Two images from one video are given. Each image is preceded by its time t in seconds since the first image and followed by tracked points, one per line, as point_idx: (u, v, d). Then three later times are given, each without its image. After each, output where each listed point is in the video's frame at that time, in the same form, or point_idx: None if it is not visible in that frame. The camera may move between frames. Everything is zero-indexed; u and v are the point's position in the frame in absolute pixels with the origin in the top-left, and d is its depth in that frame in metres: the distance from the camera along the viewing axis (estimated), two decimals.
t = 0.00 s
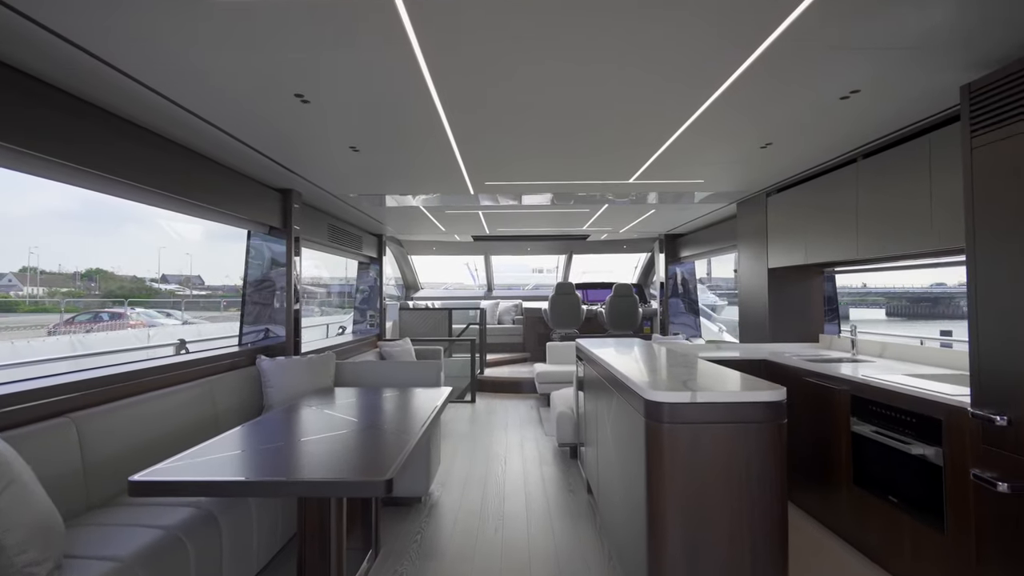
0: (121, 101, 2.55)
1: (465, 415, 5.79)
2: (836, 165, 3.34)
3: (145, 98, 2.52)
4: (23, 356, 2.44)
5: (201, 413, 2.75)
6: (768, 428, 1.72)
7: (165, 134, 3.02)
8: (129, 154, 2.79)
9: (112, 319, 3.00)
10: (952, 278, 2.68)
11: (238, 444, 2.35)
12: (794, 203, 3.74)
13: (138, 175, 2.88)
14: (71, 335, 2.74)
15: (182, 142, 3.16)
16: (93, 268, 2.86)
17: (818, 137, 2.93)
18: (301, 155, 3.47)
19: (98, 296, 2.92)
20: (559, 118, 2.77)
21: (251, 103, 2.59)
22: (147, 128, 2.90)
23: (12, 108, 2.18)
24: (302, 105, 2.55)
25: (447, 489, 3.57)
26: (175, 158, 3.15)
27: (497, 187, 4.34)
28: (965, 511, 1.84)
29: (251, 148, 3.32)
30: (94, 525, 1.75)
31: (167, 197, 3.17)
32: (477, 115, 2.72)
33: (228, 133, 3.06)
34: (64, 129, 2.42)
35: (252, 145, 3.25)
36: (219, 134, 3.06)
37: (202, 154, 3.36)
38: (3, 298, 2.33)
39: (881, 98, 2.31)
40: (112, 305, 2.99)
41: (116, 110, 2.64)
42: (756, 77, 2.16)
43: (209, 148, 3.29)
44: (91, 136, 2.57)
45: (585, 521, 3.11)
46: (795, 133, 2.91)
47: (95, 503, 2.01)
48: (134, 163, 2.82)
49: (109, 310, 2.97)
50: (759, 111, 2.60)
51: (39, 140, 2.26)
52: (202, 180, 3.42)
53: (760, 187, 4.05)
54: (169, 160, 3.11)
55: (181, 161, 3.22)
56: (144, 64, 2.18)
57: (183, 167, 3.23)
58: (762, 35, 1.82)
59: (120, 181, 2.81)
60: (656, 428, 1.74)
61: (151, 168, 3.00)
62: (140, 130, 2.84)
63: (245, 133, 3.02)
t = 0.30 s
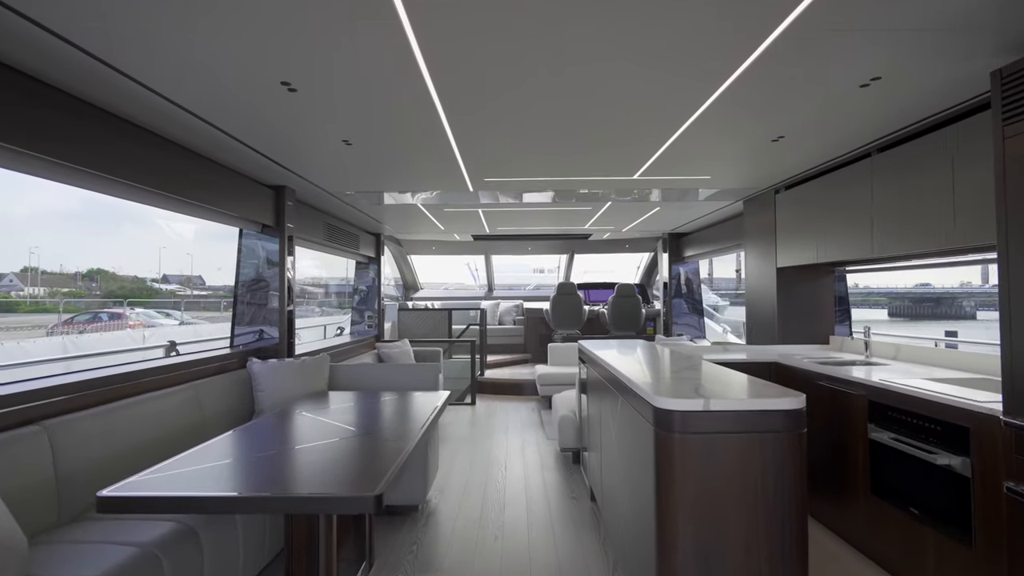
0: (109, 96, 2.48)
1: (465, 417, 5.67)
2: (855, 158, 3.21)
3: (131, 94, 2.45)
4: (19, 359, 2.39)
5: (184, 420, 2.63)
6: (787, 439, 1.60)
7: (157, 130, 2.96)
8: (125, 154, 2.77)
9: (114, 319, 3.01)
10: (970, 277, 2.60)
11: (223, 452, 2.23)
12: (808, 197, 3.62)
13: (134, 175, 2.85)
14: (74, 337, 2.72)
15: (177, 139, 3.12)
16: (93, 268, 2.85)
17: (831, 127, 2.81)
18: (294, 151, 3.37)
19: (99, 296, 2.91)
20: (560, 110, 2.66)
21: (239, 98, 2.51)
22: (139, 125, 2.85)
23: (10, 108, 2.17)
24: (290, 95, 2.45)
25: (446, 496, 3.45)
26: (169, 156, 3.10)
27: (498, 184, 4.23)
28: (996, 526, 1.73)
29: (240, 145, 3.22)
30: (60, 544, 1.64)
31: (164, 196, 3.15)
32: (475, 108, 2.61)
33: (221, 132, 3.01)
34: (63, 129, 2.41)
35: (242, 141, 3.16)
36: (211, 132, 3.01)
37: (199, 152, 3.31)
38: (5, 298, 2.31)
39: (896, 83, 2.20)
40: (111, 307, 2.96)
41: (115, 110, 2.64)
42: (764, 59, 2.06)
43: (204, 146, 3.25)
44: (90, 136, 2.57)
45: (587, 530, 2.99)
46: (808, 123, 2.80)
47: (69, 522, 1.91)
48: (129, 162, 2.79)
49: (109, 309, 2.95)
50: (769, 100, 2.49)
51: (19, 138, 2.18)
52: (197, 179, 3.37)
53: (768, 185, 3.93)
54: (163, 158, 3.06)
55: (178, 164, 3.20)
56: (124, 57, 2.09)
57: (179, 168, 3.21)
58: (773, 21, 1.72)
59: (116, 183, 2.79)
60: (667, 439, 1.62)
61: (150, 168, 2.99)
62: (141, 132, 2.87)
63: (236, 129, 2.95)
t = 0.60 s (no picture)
0: (88, 86, 2.42)
1: (465, 421, 5.57)
2: (875, 150, 3.10)
3: (111, 83, 2.39)
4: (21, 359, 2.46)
5: (165, 427, 2.53)
6: (812, 454, 1.47)
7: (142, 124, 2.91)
8: (110, 149, 2.73)
9: (111, 319, 3.04)
10: (970, 278, 2.66)
11: (206, 463, 2.11)
12: (821, 189, 3.50)
13: (119, 171, 2.80)
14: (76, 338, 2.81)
15: (164, 134, 3.07)
16: (95, 267, 2.91)
17: (841, 109, 2.70)
18: (283, 140, 3.27)
19: (98, 296, 2.97)
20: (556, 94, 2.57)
21: (219, 83, 2.44)
22: (121, 119, 2.80)
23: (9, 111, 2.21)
24: (273, 78, 2.38)
25: (444, 505, 3.33)
26: (166, 156, 3.14)
27: (499, 181, 4.11)
28: None
29: (225, 134, 3.14)
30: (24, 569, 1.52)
31: (150, 193, 3.09)
32: (468, 87, 2.51)
33: (205, 123, 2.95)
34: (58, 129, 2.44)
35: (228, 132, 3.10)
36: (197, 124, 2.96)
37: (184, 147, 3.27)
38: (6, 299, 2.36)
39: (904, 51, 2.10)
40: (109, 306, 3.00)
41: (116, 113, 2.72)
42: (763, 27, 1.98)
43: (190, 141, 3.21)
44: (87, 136, 2.61)
45: (592, 543, 2.85)
46: (815, 107, 2.70)
47: (38, 537, 1.82)
48: (113, 156, 2.74)
49: (109, 310, 3.01)
50: (774, 78, 2.39)
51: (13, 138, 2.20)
52: (183, 174, 3.32)
53: (778, 181, 3.81)
54: (150, 153, 3.02)
55: (166, 162, 3.17)
56: (101, 40, 2.03)
57: (167, 164, 3.17)
58: None
59: (102, 180, 2.75)
60: (680, 453, 1.50)
61: (150, 169, 3.04)
62: (142, 132, 2.93)
63: (220, 118, 2.88)
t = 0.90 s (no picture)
0: (62, 74, 2.31)
1: (465, 424, 5.44)
2: (894, 143, 2.97)
3: (85, 70, 2.27)
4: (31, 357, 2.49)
5: (145, 437, 2.41)
6: (841, 470, 1.34)
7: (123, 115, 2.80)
8: (86, 141, 2.62)
9: (111, 318, 3.03)
10: (973, 278, 2.67)
11: (187, 475, 1.99)
12: (836, 185, 3.36)
13: (98, 165, 2.69)
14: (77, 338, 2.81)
15: (147, 127, 2.96)
16: (95, 268, 2.92)
17: (858, 101, 2.57)
18: (273, 134, 3.15)
19: (99, 296, 2.97)
20: (556, 83, 2.44)
21: (199, 72, 2.32)
22: (99, 110, 2.68)
23: (11, 111, 2.27)
24: (256, 67, 2.25)
25: (441, 517, 3.21)
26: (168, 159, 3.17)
27: (499, 178, 3.97)
28: None
29: (210, 127, 3.02)
30: None
31: (133, 190, 2.98)
32: (463, 77, 2.38)
33: (189, 115, 2.83)
34: (60, 130, 2.49)
35: (214, 125, 2.98)
36: (181, 117, 2.84)
37: (170, 141, 3.16)
38: (8, 298, 2.38)
39: (925, 38, 1.97)
40: (109, 305, 3.00)
41: (122, 117, 2.78)
42: (776, 13, 1.85)
43: (175, 135, 3.10)
44: (88, 137, 2.65)
45: (596, 556, 2.73)
46: (829, 98, 2.57)
47: None
48: (90, 150, 2.63)
49: (109, 310, 3.01)
50: (788, 67, 2.25)
51: (13, 138, 2.24)
52: (169, 170, 3.21)
53: (788, 177, 3.68)
54: (132, 147, 2.91)
55: (151, 158, 3.06)
56: (72, 27, 1.93)
57: (151, 160, 3.06)
58: None
59: (80, 174, 2.64)
60: (695, 469, 1.37)
61: (148, 169, 3.06)
62: (144, 134, 2.98)
63: (204, 110, 2.76)
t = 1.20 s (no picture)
0: (33, 63, 2.16)
1: (464, 426, 5.33)
2: (913, 136, 2.84)
3: (46, 54, 2.10)
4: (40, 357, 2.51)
5: (125, 444, 2.30)
6: (872, 487, 1.22)
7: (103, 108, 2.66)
8: (65, 135, 2.48)
9: (110, 318, 3.03)
10: (975, 278, 2.70)
11: (167, 487, 1.88)
12: (851, 178, 3.22)
13: (79, 161, 2.56)
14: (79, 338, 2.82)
15: (130, 121, 2.82)
16: (97, 267, 2.94)
17: (877, 89, 2.44)
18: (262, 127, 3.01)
19: (99, 296, 2.98)
20: (558, 72, 2.30)
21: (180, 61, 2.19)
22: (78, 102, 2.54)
23: (13, 111, 2.24)
24: (241, 54, 2.12)
25: (439, 525, 3.10)
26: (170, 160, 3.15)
27: (499, 174, 3.85)
28: None
29: (195, 121, 2.88)
30: None
31: (114, 186, 2.85)
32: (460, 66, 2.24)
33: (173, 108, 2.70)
34: (63, 131, 2.47)
35: (200, 118, 2.85)
36: (165, 110, 2.71)
37: (154, 135, 3.02)
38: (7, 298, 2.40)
39: (952, 22, 1.85)
40: (107, 305, 3.00)
41: (124, 117, 2.75)
42: None
43: (160, 129, 2.97)
44: (89, 137, 2.62)
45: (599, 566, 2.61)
46: (847, 88, 2.43)
47: None
48: (68, 144, 2.49)
49: (109, 310, 3.02)
50: (804, 55, 2.13)
51: (15, 138, 2.21)
52: (156, 165, 3.08)
53: (798, 173, 3.56)
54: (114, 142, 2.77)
55: (136, 155, 2.93)
56: (45, 16, 1.82)
57: (135, 155, 2.92)
58: None
59: (60, 171, 2.51)
60: (710, 485, 1.25)
61: (149, 170, 3.04)
62: (145, 135, 2.96)
63: (189, 103, 2.63)
